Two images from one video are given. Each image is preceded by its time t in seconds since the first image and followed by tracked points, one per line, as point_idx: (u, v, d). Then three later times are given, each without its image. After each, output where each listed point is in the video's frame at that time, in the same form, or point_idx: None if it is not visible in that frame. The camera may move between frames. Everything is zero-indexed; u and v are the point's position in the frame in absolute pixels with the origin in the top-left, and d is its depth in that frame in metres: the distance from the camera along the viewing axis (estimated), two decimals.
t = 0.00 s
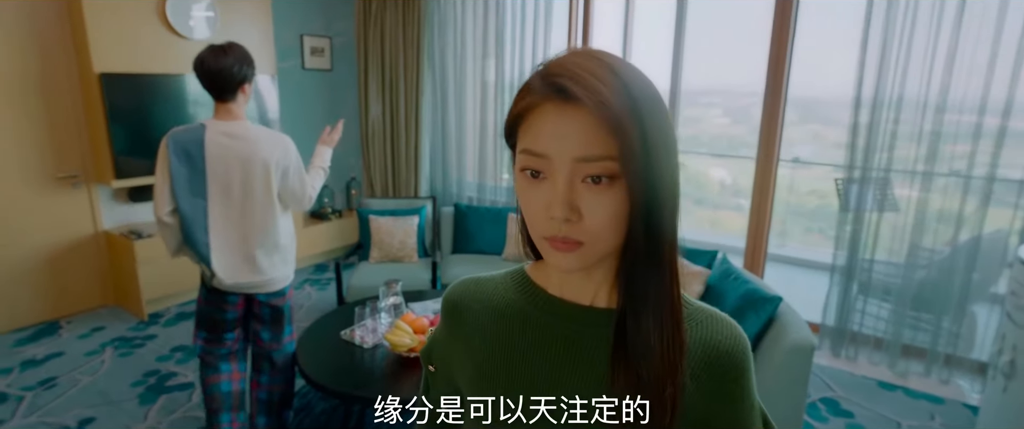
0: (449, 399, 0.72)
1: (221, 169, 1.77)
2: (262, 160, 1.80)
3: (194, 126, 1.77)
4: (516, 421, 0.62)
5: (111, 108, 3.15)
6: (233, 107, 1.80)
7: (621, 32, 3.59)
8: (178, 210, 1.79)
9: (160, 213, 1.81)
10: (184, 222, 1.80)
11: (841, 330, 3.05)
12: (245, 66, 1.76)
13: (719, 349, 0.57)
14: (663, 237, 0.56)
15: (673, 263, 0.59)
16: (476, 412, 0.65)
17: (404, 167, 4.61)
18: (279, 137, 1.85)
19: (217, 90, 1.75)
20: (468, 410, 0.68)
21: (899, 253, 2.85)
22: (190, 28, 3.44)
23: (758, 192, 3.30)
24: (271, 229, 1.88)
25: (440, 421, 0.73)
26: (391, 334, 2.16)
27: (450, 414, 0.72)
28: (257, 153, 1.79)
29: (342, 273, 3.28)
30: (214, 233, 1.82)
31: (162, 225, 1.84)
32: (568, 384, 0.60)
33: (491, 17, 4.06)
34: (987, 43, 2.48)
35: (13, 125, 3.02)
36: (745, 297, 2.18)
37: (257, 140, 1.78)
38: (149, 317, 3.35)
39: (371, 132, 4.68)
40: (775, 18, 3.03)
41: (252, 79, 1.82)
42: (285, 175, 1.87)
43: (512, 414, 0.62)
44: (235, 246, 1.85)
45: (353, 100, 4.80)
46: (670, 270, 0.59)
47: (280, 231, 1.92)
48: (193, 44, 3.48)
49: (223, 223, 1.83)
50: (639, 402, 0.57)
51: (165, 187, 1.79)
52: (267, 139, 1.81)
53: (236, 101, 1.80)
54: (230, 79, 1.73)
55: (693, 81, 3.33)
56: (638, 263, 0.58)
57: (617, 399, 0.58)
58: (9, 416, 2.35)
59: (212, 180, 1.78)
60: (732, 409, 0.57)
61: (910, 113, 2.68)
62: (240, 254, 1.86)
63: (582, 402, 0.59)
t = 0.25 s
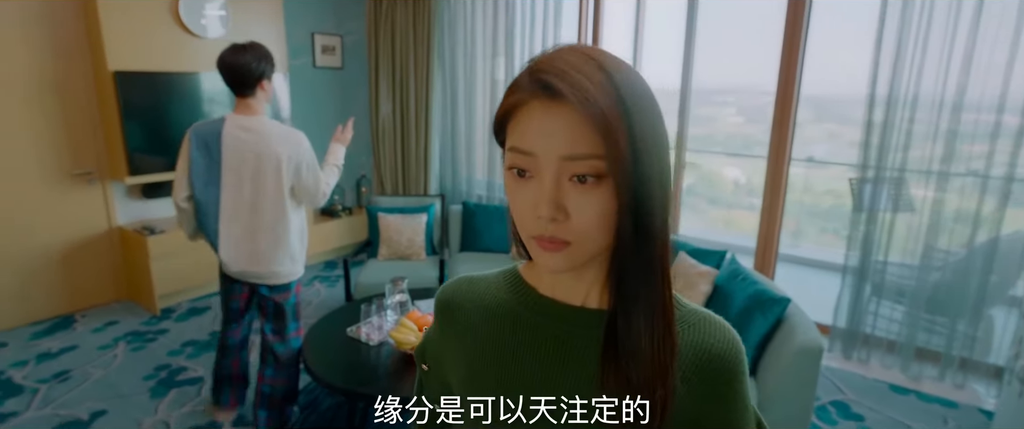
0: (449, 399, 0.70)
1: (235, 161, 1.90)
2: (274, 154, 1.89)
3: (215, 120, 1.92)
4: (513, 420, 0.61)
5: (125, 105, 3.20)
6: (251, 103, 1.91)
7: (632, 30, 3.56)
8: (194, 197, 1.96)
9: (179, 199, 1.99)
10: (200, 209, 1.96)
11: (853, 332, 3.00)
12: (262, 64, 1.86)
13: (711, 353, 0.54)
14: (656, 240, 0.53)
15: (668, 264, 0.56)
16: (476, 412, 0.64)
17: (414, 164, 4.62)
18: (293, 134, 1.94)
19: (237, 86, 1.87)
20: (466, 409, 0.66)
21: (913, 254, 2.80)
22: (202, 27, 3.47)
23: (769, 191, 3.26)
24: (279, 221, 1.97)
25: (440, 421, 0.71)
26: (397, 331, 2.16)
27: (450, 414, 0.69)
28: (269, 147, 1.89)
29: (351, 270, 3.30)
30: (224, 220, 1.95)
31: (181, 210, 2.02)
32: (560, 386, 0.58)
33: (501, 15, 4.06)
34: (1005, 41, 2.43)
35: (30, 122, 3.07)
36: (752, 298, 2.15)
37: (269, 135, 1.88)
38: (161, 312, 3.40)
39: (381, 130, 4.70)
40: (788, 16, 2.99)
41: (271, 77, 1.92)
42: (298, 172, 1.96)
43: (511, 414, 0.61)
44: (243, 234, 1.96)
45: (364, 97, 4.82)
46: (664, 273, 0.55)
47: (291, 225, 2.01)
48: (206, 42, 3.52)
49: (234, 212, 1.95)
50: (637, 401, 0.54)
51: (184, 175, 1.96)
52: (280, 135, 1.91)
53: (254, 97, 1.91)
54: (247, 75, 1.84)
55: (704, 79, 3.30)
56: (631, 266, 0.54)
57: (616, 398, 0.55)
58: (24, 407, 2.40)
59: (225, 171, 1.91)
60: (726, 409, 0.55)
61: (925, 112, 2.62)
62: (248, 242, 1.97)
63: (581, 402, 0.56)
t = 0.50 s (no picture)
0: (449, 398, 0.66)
1: (242, 158, 1.92)
2: (279, 151, 1.91)
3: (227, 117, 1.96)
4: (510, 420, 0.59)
5: (135, 104, 3.23)
6: (261, 101, 1.93)
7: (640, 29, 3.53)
8: (206, 192, 2.01)
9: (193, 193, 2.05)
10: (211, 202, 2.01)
11: (863, 335, 2.96)
12: (272, 63, 1.89)
13: (702, 356, 0.53)
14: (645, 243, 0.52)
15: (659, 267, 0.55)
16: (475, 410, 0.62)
17: (422, 163, 4.63)
18: (301, 133, 1.96)
19: (248, 84, 1.89)
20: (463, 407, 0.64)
21: (925, 256, 2.76)
22: (212, 27, 3.50)
23: (778, 192, 3.23)
24: (285, 218, 1.98)
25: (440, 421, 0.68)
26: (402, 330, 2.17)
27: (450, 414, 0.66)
28: (275, 145, 1.90)
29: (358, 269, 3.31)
30: (232, 215, 1.98)
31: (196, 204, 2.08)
32: (550, 388, 0.57)
33: (509, 15, 4.05)
34: (1020, 40, 2.38)
35: (44, 121, 3.12)
36: (758, 300, 2.12)
37: (276, 132, 1.90)
38: (171, 309, 3.43)
39: (389, 129, 4.71)
40: (798, 15, 2.96)
41: (281, 76, 1.95)
42: (303, 169, 1.97)
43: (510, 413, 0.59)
44: (250, 230, 1.98)
45: (372, 97, 4.84)
46: (654, 277, 0.54)
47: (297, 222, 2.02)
48: (216, 42, 3.55)
49: (241, 208, 1.97)
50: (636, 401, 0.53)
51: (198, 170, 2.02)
52: (287, 133, 1.92)
53: (264, 96, 1.93)
54: (257, 74, 1.86)
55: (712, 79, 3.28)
56: (620, 269, 0.53)
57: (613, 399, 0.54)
58: (35, 401, 2.43)
59: (234, 167, 1.93)
60: (718, 413, 0.54)
61: (938, 112, 2.58)
62: (254, 238, 1.98)
63: (582, 402, 0.55)
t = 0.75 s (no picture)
0: (437, 396, 0.65)
1: (249, 157, 1.94)
2: (283, 151, 1.92)
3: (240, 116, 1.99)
4: (501, 421, 0.58)
5: (146, 104, 3.27)
6: (271, 101, 1.96)
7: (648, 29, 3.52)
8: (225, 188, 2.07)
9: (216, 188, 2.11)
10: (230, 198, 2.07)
11: (872, 338, 2.92)
12: (279, 64, 1.90)
13: (692, 360, 0.52)
14: (632, 245, 0.51)
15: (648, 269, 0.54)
16: (464, 416, 0.61)
17: (429, 163, 4.63)
18: (305, 132, 1.96)
19: (257, 85, 1.92)
20: (451, 405, 0.62)
21: (935, 258, 2.72)
22: (222, 26, 3.53)
23: (787, 192, 3.20)
24: (289, 217, 1.99)
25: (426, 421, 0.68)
26: (406, 329, 2.19)
27: (437, 414, 0.65)
28: (279, 144, 1.91)
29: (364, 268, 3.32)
30: (243, 212, 2.02)
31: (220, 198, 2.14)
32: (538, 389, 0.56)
33: (516, 14, 4.05)
34: None
35: (54, 119, 3.15)
36: (763, 302, 2.10)
37: (279, 132, 1.91)
38: (179, 306, 3.46)
39: (397, 128, 4.73)
40: (807, 15, 2.93)
41: (291, 76, 1.96)
42: (307, 168, 1.98)
43: (497, 406, 0.58)
44: (257, 227, 2.01)
45: (380, 96, 4.85)
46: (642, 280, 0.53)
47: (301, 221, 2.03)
48: (225, 41, 3.57)
49: (249, 206, 1.99)
50: (625, 404, 0.52)
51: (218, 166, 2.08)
52: (291, 133, 1.93)
53: (273, 96, 1.95)
54: (264, 74, 1.88)
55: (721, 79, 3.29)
56: (606, 270, 0.52)
57: (600, 399, 0.53)
58: (45, 396, 2.46)
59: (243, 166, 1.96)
60: (706, 415, 0.53)
61: (949, 113, 2.54)
62: (262, 234, 2.01)
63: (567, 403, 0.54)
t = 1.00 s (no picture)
0: (436, 396, 0.63)
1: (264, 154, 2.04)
2: (289, 151, 1.98)
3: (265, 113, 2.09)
4: (501, 421, 0.57)
5: (155, 103, 3.30)
6: (288, 101, 2.03)
7: (655, 28, 3.50)
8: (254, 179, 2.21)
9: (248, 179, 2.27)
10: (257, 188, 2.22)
11: (880, 340, 2.89)
12: (297, 65, 1.97)
13: (678, 364, 0.51)
14: (616, 247, 0.50)
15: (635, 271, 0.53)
16: (463, 417, 0.60)
17: (435, 162, 4.64)
18: (314, 132, 2.00)
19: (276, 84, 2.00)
20: (451, 405, 0.61)
21: (944, 260, 2.68)
22: (229, 26, 3.55)
23: (794, 193, 3.17)
24: (296, 213, 2.07)
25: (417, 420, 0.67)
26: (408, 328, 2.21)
27: (436, 414, 0.63)
28: (286, 144, 1.97)
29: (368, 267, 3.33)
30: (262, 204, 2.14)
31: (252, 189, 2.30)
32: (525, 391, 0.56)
33: (522, 13, 4.04)
34: None
35: (63, 118, 3.19)
36: (767, 304, 2.08)
37: (287, 132, 1.96)
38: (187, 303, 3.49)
39: (403, 128, 4.74)
40: (815, 14, 2.90)
41: (309, 78, 2.02)
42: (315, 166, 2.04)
43: (497, 407, 0.57)
44: (273, 220, 2.13)
45: (386, 95, 4.86)
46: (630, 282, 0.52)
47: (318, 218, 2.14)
48: (232, 41, 3.59)
49: (265, 199, 2.11)
50: (625, 404, 0.51)
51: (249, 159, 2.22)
52: (298, 133, 1.98)
53: (290, 95, 2.03)
54: (280, 75, 1.96)
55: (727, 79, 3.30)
56: (591, 273, 0.51)
57: (600, 399, 0.52)
58: (53, 392, 2.49)
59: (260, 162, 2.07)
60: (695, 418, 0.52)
61: (959, 112, 2.51)
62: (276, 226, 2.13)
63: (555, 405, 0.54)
